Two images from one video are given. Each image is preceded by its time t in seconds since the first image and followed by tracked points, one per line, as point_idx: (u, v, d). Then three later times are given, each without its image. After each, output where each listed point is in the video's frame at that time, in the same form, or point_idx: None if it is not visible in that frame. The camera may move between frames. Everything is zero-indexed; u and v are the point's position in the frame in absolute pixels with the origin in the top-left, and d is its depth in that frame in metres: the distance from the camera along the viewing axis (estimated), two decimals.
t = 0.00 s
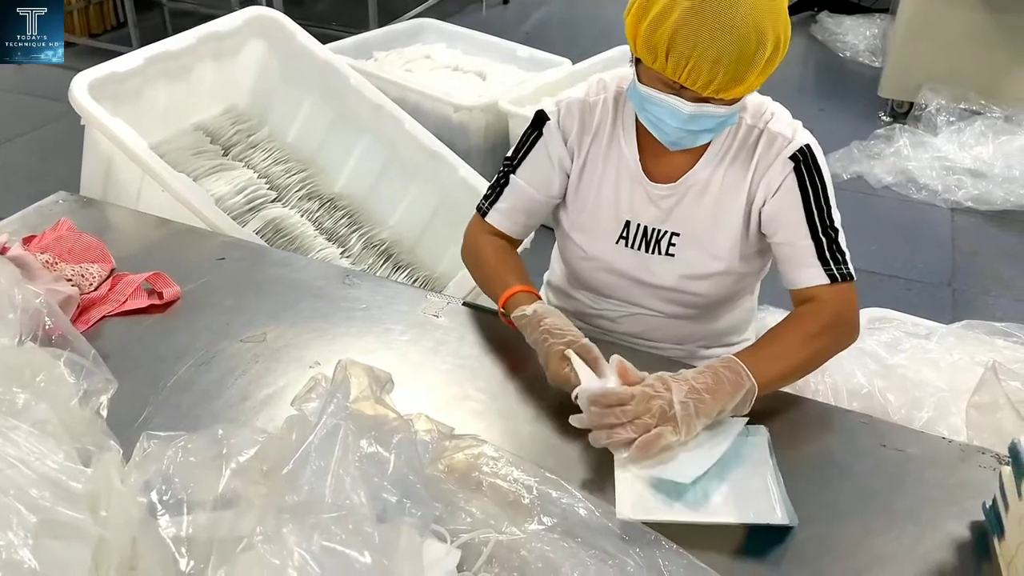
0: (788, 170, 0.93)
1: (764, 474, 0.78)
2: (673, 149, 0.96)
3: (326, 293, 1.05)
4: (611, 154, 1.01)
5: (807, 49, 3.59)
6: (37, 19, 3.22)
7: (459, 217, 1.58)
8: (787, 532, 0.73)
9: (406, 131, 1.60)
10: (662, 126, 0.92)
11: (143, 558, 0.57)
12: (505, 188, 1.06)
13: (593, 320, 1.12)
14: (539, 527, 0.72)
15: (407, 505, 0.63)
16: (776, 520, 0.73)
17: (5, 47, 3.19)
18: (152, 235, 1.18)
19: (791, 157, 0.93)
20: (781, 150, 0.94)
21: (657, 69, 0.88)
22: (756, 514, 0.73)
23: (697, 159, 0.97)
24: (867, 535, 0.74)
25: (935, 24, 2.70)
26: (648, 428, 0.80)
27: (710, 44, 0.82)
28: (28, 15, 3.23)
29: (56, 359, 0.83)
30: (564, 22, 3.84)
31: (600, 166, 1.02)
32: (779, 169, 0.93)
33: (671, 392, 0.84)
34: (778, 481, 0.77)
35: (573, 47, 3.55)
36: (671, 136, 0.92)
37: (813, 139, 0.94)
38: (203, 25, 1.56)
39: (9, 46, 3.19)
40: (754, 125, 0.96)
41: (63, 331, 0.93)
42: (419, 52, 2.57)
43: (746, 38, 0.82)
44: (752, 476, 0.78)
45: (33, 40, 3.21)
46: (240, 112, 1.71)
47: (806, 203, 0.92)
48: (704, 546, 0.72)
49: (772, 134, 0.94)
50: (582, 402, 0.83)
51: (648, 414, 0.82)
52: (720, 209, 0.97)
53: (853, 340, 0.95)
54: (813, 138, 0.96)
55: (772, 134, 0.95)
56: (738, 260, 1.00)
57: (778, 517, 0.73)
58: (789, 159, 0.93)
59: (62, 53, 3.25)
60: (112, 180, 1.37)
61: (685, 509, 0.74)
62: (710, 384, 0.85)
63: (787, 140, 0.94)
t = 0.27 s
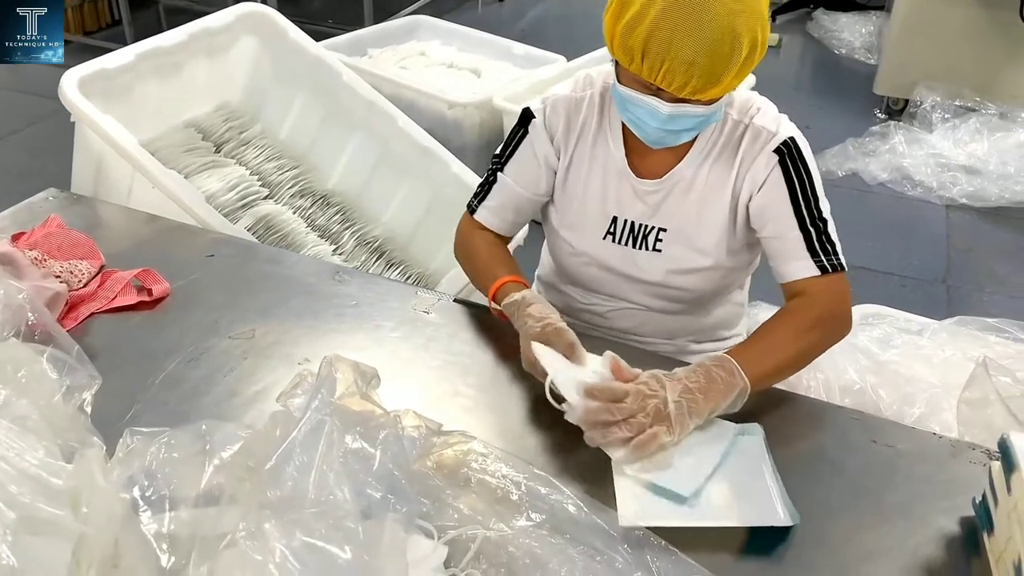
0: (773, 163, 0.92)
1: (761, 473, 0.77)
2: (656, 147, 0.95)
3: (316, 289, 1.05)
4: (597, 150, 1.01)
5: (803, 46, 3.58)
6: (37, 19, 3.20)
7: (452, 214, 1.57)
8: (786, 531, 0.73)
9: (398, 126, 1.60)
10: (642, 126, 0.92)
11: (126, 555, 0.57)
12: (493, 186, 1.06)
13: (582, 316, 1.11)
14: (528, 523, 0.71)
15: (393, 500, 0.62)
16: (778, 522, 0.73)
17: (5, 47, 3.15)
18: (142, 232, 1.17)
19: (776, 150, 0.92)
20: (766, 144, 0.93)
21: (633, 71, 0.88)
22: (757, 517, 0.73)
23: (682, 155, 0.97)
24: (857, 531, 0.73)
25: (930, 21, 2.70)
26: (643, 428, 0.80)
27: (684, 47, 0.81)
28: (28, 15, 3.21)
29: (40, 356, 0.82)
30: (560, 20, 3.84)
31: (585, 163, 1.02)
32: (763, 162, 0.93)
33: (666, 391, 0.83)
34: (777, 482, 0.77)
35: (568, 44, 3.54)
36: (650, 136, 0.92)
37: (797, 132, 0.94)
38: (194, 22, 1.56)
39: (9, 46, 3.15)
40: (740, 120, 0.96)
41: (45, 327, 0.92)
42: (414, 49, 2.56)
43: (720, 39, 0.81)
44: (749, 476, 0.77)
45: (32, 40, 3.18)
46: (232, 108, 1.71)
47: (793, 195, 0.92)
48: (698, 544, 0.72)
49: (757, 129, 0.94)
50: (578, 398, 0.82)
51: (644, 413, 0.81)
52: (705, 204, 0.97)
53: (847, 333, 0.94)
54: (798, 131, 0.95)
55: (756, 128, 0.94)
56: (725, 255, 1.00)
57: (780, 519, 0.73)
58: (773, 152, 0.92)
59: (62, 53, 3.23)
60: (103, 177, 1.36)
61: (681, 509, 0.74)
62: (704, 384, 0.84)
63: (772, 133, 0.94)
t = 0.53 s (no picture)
0: (762, 155, 0.92)
1: (753, 471, 0.77)
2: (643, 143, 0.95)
3: (306, 284, 1.04)
4: (588, 145, 1.01)
5: (799, 43, 3.58)
6: (37, 19, 3.11)
7: (446, 212, 1.57)
8: (778, 530, 0.72)
9: (391, 123, 1.60)
10: (627, 122, 0.92)
11: (111, 549, 0.57)
12: (489, 187, 1.06)
13: (574, 311, 1.11)
14: (518, 518, 0.71)
15: (380, 495, 0.63)
16: (770, 519, 0.72)
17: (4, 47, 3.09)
18: (133, 228, 1.17)
19: (765, 142, 0.92)
20: (755, 136, 0.93)
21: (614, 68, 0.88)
22: (749, 515, 0.73)
23: (673, 150, 0.97)
24: (848, 525, 0.73)
25: (924, 18, 2.70)
26: (634, 425, 0.80)
27: (663, 43, 0.81)
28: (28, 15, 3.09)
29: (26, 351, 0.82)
30: (556, 17, 3.83)
31: (576, 160, 1.01)
32: (753, 154, 0.93)
33: (654, 388, 0.83)
34: (770, 480, 0.76)
35: (564, 41, 3.54)
36: (635, 132, 0.92)
37: (786, 123, 0.94)
38: (186, 17, 1.56)
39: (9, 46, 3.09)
40: (729, 113, 0.95)
41: (32, 322, 0.92)
42: (409, 46, 2.56)
43: (698, 35, 0.81)
44: (740, 473, 0.77)
45: (32, 40, 3.11)
46: (224, 105, 1.71)
47: (781, 187, 0.92)
48: (689, 541, 0.71)
49: (747, 121, 0.94)
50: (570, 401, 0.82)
51: (635, 410, 0.81)
52: (696, 198, 0.97)
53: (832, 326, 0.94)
54: (787, 124, 0.95)
55: (745, 121, 0.94)
56: (716, 248, 1.00)
57: (772, 516, 0.73)
58: (762, 144, 0.93)
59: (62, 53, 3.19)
60: (95, 173, 1.36)
61: (673, 508, 0.73)
62: (691, 380, 0.84)
63: (761, 126, 0.94)
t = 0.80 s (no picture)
0: (751, 151, 0.92)
1: (743, 464, 0.77)
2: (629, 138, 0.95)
3: (297, 280, 1.04)
4: (578, 139, 1.00)
5: (793, 39, 3.58)
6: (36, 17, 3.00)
7: (437, 204, 1.56)
8: (768, 522, 0.73)
9: (383, 118, 1.59)
10: (613, 117, 0.92)
11: (96, 544, 0.57)
12: (482, 179, 1.06)
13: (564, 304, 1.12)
14: (508, 511, 0.71)
15: (367, 489, 0.63)
16: (759, 512, 0.72)
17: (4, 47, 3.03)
18: (122, 224, 1.16)
19: (754, 138, 0.92)
20: (744, 132, 0.93)
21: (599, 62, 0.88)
22: (738, 508, 0.73)
23: (661, 144, 0.96)
24: (837, 517, 0.73)
25: (918, 13, 2.70)
26: (615, 420, 0.81)
27: (645, 38, 0.81)
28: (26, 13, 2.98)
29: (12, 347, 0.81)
30: (550, 13, 3.82)
31: (566, 152, 1.01)
32: (742, 150, 0.93)
33: (639, 382, 0.84)
34: (760, 472, 0.76)
35: (559, 37, 3.53)
36: (621, 127, 0.92)
37: (775, 120, 0.94)
38: (176, 13, 1.56)
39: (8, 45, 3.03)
40: (719, 108, 0.95)
41: (20, 317, 0.91)
42: (402, 41, 2.55)
43: (682, 30, 0.80)
44: (730, 466, 0.77)
45: (32, 40, 3.02)
46: (216, 100, 1.72)
47: (769, 183, 0.92)
48: (679, 535, 0.71)
49: (736, 117, 0.94)
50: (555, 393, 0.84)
51: (617, 404, 0.82)
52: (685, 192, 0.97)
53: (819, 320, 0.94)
54: (778, 121, 0.95)
55: (735, 117, 0.94)
56: (706, 243, 1.00)
57: (761, 509, 0.73)
58: (751, 140, 0.92)
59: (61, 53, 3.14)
60: (85, 168, 1.36)
61: (663, 503, 0.73)
62: (676, 375, 0.85)
63: (750, 122, 0.93)
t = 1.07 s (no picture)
0: (739, 147, 0.92)
1: (731, 455, 0.77)
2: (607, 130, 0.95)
3: (286, 275, 1.04)
4: (568, 132, 1.00)
5: (786, 32, 3.58)
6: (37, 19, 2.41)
7: (428, 201, 1.57)
8: (758, 513, 0.73)
9: (373, 113, 1.59)
10: (588, 110, 0.92)
11: (80, 539, 0.57)
12: (484, 181, 1.05)
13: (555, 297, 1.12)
14: (495, 505, 0.71)
15: (352, 483, 0.63)
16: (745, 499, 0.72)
17: None
18: (110, 220, 1.16)
19: (742, 134, 0.92)
20: (733, 127, 0.93)
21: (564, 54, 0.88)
22: (725, 495, 0.73)
23: (648, 139, 0.96)
24: (823, 509, 0.74)
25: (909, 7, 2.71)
26: (615, 420, 0.80)
27: (603, 24, 0.81)
28: (28, 15, 2.41)
29: None
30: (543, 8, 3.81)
31: (556, 147, 1.01)
32: (730, 145, 0.92)
33: (636, 382, 0.83)
34: (748, 463, 0.76)
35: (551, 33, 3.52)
36: (596, 119, 0.92)
37: (765, 116, 0.93)
38: (165, 8, 1.57)
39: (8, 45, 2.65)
40: (707, 102, 0.95)
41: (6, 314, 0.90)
42: (394, 37, 2.55)
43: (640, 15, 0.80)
44: (718, 457, 0.77)
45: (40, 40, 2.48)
46: (206, 95, 1.71)
47: (756, 179, 0.92)
48: (671, 528, 0.71)
49: (725, 111, 0.93)
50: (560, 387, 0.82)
51: (616, 406, 0.81)
52: (672, 185, 0.97)
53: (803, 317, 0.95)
54: (767, 116, 0.94)
55: (723, 111, 0.93)
56: (694, 238, 1.01)
57: (747, 497, 0.73)
58: (740, 136, 0.92)
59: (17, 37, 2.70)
60: (74, 164, 1.35)
61: (651, 495, 0.73)
62: (670, 374, 0.85)
63: (739, 117, 0.93)
